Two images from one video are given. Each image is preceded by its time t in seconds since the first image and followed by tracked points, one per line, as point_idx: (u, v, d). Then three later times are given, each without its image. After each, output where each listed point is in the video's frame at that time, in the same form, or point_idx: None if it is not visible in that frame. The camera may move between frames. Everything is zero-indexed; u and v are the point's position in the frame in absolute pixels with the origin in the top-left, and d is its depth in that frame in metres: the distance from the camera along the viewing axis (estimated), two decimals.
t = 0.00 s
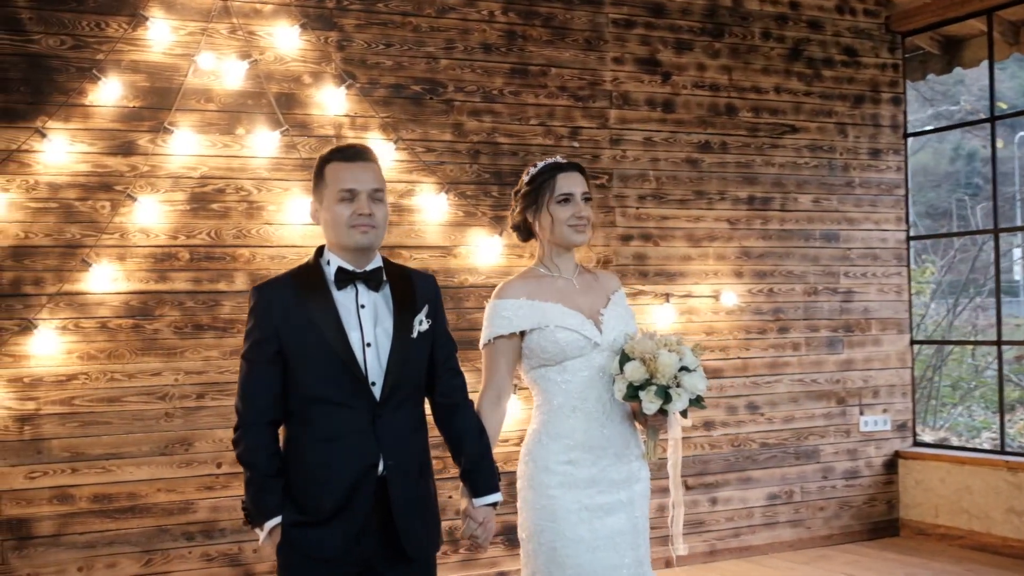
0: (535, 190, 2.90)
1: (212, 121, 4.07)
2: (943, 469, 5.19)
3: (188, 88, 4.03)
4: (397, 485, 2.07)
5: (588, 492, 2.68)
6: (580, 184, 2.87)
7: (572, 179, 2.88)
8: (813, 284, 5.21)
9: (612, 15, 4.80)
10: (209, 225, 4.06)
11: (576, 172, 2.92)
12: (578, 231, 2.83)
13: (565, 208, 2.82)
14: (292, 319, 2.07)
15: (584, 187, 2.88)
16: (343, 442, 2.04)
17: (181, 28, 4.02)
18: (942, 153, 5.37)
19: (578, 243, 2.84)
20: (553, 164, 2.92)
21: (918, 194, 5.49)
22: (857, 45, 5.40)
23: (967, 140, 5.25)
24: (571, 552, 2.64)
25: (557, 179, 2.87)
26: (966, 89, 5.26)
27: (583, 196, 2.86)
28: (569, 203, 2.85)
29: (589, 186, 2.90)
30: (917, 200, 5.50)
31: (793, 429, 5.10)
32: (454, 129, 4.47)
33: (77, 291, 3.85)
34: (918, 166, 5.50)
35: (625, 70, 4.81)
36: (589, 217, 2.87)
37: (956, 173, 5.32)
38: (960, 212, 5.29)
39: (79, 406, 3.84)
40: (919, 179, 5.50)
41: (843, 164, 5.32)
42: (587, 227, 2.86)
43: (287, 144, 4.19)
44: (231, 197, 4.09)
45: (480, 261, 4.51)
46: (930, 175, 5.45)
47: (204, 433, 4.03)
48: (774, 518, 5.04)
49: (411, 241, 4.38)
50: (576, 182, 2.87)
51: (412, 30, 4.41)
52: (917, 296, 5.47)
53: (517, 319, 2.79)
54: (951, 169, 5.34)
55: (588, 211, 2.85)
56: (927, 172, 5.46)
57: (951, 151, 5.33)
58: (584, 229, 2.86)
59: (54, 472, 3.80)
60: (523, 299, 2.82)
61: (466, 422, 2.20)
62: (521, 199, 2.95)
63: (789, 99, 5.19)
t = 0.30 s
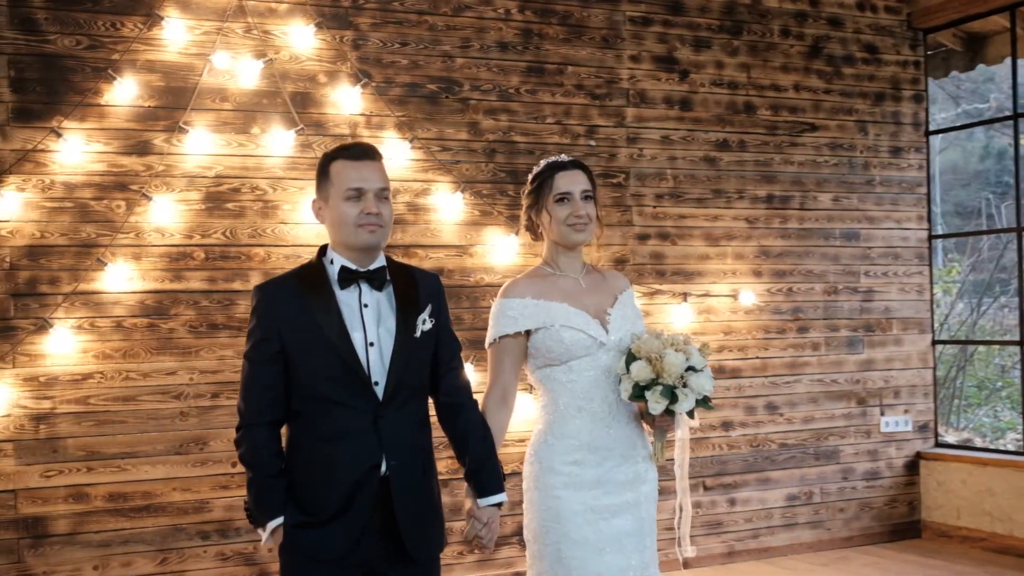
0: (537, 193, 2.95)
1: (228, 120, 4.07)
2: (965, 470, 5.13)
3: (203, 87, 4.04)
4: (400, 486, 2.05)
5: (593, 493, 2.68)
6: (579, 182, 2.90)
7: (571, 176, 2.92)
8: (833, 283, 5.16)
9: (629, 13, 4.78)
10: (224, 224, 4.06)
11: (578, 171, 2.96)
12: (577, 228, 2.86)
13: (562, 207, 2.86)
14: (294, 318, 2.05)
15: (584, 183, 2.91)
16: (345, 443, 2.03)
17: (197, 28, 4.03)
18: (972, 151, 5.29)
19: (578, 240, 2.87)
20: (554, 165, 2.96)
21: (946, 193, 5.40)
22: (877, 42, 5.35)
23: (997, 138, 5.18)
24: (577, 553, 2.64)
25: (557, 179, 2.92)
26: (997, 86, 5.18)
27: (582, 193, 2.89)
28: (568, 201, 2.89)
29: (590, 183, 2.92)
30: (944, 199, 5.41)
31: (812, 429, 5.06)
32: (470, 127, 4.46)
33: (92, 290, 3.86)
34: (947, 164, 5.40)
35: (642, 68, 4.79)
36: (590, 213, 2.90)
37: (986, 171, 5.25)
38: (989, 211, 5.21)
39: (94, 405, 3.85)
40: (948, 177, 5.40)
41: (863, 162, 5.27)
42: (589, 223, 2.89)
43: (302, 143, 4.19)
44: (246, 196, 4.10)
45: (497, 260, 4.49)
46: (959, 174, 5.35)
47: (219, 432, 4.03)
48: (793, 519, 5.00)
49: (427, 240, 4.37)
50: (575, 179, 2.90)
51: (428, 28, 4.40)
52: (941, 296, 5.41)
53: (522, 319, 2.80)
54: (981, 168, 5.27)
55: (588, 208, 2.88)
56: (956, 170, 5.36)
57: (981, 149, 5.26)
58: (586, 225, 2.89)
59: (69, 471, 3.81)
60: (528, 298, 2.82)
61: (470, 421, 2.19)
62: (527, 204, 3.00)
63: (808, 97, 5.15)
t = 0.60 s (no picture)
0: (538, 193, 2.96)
1: (241, 119, 4.07)
2: (986, 471, 5.07)
3: (216, 87, 4.04)
4: (401, 486, 2.04)
5: (598, 494, 2.67)
6: (577, 180, 2.90)
7: (570, 175, 2.92)
8: (852, 282, 5.12)
9: (646, 11, 4.75)
10: (237, 224, 4.06)
11: (577, 168, 2.95)
12: (574, 227, 2.87)
13: (558, 206, 2.87)
14: (294, 317, 2.04)
15: (583, 181, 2.91)
16: (345, 442, 2.02)
17: (210, 27, 4.03)
18: (1000, 150, 5.24)
19: (577, 239, 2.87)
20: (554, 165, 2.97)
21: (973, 191, 5.35)
22: (897, 39, 5.30)
23: None
24: (580, 554, 2.63)
25: (554, 178, 2.92)
26: None
27: (579, 191, 2.89)
28: (566, 200, 2.89)
29: (588, 180, 2.92)
30: (972, 197, 5.35)
31: (831, 429, 5.02)
32: (484, 126, 4.45)
33: (106, 289, 3.87)
34: (974, 162, 5.35)
35: (659, 66, 4.76)
36: (588, 211, 2.89)
37: (1014, 170, 5.19)
38: (1016, 210, 5.16)
39: (108, 403, 3.86)
40: (976, 176, 5.35)
41: (883, 160, 5.23)
42: (587, 221, 2.89)
43: (316, 142, 4.19)
44: (260, 195, 4.10)
45: (511, 259, 4.48)
46: (986, 172, 5.31)
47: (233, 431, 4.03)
48: (811, 521, 4.96)
49: (441, 239, 4.35)
50: (572, 178, 2.90)
51: (443, 26, 4.39)
52: (966, 295, 5.35)
53: (525, 317, 2.80)
54: (1010, 166, 5.21)
55: (585, 205, 2.87)
56: (983, 168, 5.32)
57: (1009, 148, 5.20)
58: (584, 223, 2.89)
59: (83, 470, 3.82)
60: (532, 297, 2.83)
61: (473, 422, 2.18)
62: (532, 205, 3.02)
63: (827, 95, 5.11)
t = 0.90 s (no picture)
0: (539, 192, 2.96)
1: (254, 118, 4.07)
2: (1007, 473, 5.01)
3: (229, 86, 4.04)
4: (401, 486, 2.03)
5: (601, 495, 2.66)
6: (574, 177, 2.89)
7: (568, 172, 2.91)
8: (870, 281, 5.07)
9: (661, 8, 4.72)
10: (250, 223, 4.06)
11: (576, 165, 2.94)
12: (570, 226, 2.86)
13: (555, 206, 2.87)
14: (294, 317, 2.03)
15: (580, 178, 2.89)
16: (345, 442, 2.01)
17: (223, 26, 4.04)
18: None
19: (574, 237, 2.87)
20: (554, 162, 2.96)
21: (1001, 190, 5.25)
22: (917, 36, 5.25)
23: None
24: (583, 556, 2.63)
25: (553, 176, 2.92)
26: None
27: (576, 188, 2.88)
28: (563, 199, 2.89)
29: (586, 176, 2.90)
30: (1000, 196, 5.26)
31: (848, 430, 4.98)
32: (498, 125, 4.43)
33: (119, 288, 3.88)
34: (1002, 161, 5.25)
35: (675, 64, 4.73)
36: (586, 208, 2.88)
37: None
38: None
39: (121, 402, 3.87)
40: (1004, 175, 5.25)
41: (902, 159, 5.18)
42: (585, 218, 2.88)
43: (329, 141, 4.18)
44: (273, 194, 4.09)
45: (525, 258, 4.46)
46: (1015, 171, 5.21)
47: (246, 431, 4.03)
48: (829, 522, 4.92)
49: (455, 238, 4.34)
50: (569, 175, 2.89)
51: (456, 25, 4.38)
52: (991, 294, 5.27)
53: (528, 317, 2.79)
54: None
55: (581, 203, 2.86)
56: (1011, 168, 5.23)
57: None
58: (582, 220, 2.88)
59: (96, 468, 3.82)
60: (535, 297, 2.82)
61: (473, 421, 2.16)
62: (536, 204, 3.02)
63: (845, 92, 5.07)
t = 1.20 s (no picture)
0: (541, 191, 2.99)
1: (266, 118, 4.07)
2: None
3: (241, 85, 4.04)
4: (398, 487, 2.01)
5: (602, 497, 2.69)
6: (570, 175, 2.90)
7: (565, 171, 2.92)
8: (887, 281, 5.03)
9: (675, 6, 4.69)
10: (261, 222, 4.06)
11: (575, 163, 2.95)
12: (567, 226, 2.88)
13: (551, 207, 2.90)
14: (291, 317, 2.02)
15: (576, 177, 2.90)
16: (342, 443, 2.00)
17: (235, 25, 4.04)
18: None
19: (571, 237, 2.89)
20: (554, 161, 2.98)
21: None
22: (935, 33, 5.20)
23: None
24: (583, 557, 2.65)
25: (551, 176, 2.94)
26: None
27: (572, 187, 2.89)
28: (560, 198, 2.91)
29: (583, 174, 2.91)
30: None
31: (865, 430, 4.94)
32: (511, 123, 4.41)
33: (130, 287, 3.89)
34: None
35: (689, 62, 4.70)
36: (583, 207, 2.89)
37: None
38: None
39: (132, 401, 3.87)
40: None
41: (920, 157, 5.13)
42: (583, 217, 2.89)
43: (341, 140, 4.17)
44: (284, 194, 4.09)
45: (537, 257, 4.44)
46: None
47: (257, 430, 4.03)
48: (845, 523, 4.88)
49: (467, 237, 4.33)
50: (565, 174, 2.91)
51: (469, 23, 4.36)
52: (1016, 294, 5.23)
53: (529, 317, 2.82)
54: None
55: (577, 203, 2.88)
56: None
57: None
58: (579, 219, 2.89)
59: (107, 467, 3.83)
60: (535, 297, 2.85)
61: (473, 422, 2.17)
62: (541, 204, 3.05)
63: (862, 90, 5.03)
